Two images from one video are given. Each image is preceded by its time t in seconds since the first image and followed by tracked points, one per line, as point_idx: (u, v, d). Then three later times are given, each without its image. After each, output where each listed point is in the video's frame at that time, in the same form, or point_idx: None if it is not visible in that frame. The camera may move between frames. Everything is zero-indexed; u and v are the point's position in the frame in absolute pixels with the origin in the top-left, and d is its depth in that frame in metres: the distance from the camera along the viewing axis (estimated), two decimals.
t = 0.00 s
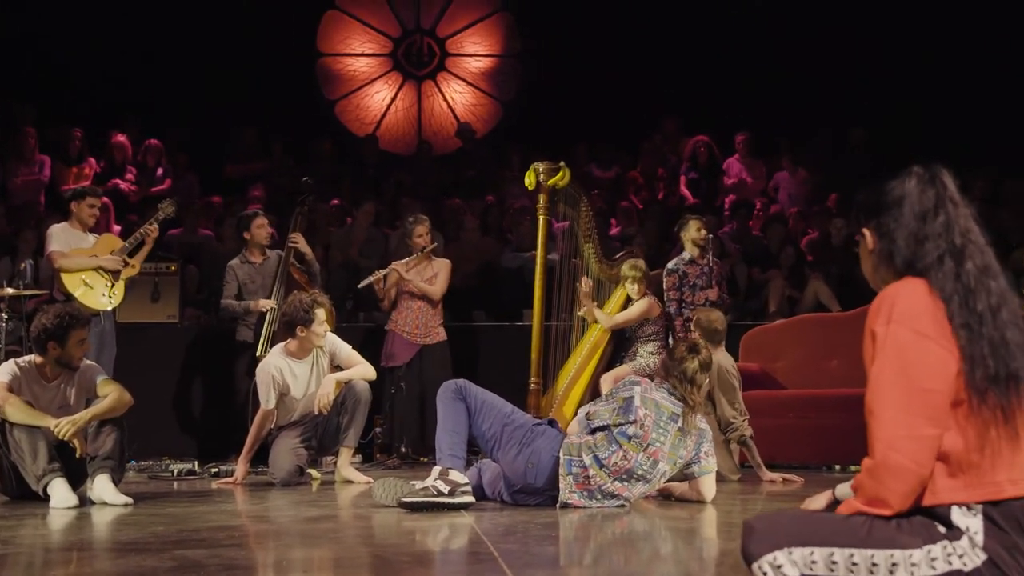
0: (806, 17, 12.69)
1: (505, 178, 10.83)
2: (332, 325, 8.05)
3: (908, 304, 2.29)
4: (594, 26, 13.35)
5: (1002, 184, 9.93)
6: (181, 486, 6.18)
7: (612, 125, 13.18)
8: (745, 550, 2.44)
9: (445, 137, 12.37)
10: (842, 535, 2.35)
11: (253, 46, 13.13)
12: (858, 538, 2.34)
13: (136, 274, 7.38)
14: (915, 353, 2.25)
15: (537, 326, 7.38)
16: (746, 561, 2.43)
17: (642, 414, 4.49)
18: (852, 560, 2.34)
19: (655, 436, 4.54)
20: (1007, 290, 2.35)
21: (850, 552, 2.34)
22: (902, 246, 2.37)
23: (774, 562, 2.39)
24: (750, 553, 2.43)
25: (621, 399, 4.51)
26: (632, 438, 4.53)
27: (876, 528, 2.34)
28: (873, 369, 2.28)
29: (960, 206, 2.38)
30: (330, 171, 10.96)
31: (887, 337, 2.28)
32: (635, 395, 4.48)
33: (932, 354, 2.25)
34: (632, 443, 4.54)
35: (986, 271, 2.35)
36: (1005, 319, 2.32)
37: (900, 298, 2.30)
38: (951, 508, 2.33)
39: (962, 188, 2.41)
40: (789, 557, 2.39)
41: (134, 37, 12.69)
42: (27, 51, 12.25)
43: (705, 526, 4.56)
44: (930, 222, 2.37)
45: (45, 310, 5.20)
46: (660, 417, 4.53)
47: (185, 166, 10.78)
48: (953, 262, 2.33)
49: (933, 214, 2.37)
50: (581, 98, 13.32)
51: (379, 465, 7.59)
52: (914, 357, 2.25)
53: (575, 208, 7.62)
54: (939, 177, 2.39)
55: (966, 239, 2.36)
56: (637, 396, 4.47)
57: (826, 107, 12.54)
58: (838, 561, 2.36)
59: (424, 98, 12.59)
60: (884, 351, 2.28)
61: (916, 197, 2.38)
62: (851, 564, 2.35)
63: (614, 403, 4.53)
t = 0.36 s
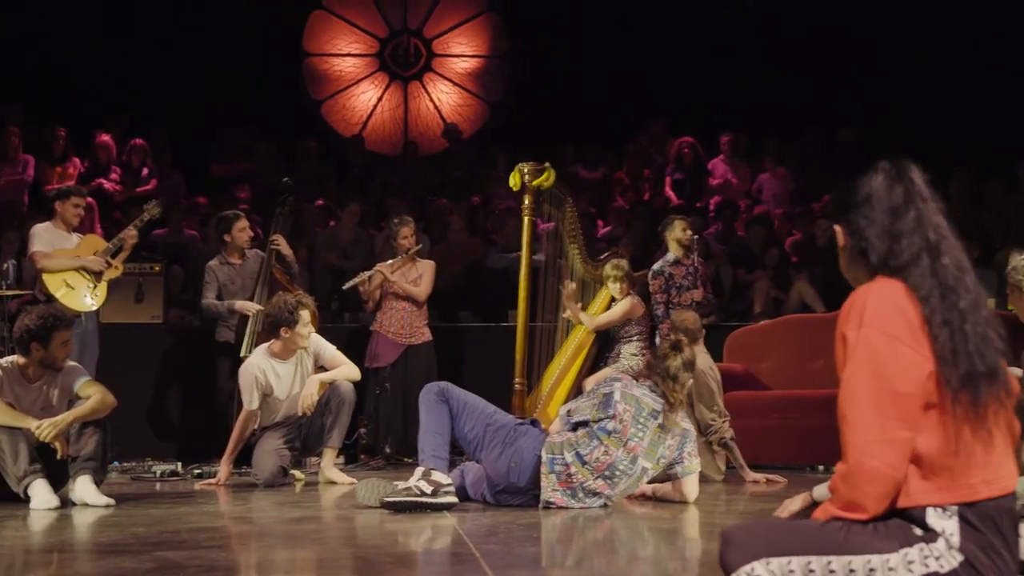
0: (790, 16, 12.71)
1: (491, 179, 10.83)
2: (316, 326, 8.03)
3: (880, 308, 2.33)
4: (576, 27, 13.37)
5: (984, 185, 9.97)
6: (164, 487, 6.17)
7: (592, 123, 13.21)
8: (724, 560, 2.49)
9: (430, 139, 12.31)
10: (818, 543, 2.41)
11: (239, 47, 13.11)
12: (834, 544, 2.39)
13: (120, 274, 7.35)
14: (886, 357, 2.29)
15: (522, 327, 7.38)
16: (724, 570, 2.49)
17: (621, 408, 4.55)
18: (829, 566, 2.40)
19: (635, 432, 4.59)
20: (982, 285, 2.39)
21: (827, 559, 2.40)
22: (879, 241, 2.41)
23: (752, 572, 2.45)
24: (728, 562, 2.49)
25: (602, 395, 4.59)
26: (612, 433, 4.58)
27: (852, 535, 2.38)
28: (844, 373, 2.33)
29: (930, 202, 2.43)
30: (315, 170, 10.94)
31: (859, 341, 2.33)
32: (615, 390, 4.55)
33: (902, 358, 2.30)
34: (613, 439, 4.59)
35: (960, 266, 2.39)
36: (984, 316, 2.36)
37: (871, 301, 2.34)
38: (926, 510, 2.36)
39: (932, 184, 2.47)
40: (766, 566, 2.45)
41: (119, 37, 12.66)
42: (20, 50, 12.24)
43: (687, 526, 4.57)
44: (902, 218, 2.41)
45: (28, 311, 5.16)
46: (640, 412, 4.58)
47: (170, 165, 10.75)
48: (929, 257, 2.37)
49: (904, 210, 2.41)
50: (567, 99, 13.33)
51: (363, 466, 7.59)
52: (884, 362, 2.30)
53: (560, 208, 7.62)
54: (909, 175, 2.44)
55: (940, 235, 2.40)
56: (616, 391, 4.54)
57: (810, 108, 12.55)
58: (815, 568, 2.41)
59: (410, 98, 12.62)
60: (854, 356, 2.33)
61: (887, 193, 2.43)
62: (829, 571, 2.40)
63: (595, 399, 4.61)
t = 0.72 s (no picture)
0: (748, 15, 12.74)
1: (449, 178, 10.80)
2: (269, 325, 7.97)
3: (806, 315, 2.41)
4: (536, 24, 13.37)
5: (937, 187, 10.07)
6: (113, 487, 6.10)
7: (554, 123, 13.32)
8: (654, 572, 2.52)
9: (390, 136, 12.34)
10: (747, 552, 2.44)
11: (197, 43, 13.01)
12: (764, 552, 2.43)
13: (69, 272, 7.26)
14: (814, 364, 2.36)
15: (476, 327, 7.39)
16: None
17: (570, 411, 4.57)
18: None
19: (584, 434, 4.60)
20: (887, 282, 2.48)
21: (755, 568, 2.44)
22: (789, 244, 2.50)
23: None
24: None
25: (551, 397, 4.61)
26: (561, 436, 4.59)
27: (781, 541, 2.43)
28: (774, 379, 2.39)
29: (834, 202, 2.51)
30: (272, 167, 10.85)
31: (788, 348, 2.39)
32: (564, 392, 4.57)
33: (829, 363, 2.36)
34: (561, 441, 4.60)
35: (863, 266, 2.47)
36: (892, 314, 2.45)
37: (798, 308, 2.41)
38: (856, 511, 2.43)
39: (842, 183, 2.55)
40: None
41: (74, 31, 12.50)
42: None
43: (637, 524, 4.58)
44: (806, 221, 2.50)
45: None
46: (589, 414, 4.59)
47: (125, 162, 10.62)
48: (829, 262, 2.46)
49: (806, 214, 2.50)
50: (527, 97, 13.32)
51: (317, 465, 7.54)
52: (813, 368, 2.36)
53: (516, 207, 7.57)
54: (818, 177, 2.52)
55: (841, 236, 2.49)
56: (566, 394, 4.55)
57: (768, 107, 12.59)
58: None
59: (369, 96, 12.60)
60: (784, 363, 2.39)
61: (795, 194, 2.52)
62: None
63: (544, 401, 4.63)
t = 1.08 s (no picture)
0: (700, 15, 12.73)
1: (401, 177, 10.77)
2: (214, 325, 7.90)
3: (731, 313, 2.38)
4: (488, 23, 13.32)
5: (883, 189, 10.19)
6: (51, 489, 6.02)
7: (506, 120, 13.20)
8: (580, 567, 2.53)
9: (342, 135, 12.33)
10: (671, 548, 2.45)
11: (146, 40, 12.85)
12: (687, 549, 2.43)
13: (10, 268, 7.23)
14: (740, 360, 2.34)
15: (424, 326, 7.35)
16: None
17: (512, 412, 4.57)
18: (682, 571, 2.44)
19: (525, 435, 4.61)
20: (811, 287, 2.45)
21: (679, 564, 2.44)
22: (718, 249, 2.50)
23: None
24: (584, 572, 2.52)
25: (492, 398, 4.60)
26: (502, 437, 4.59)
27: (706, 536, 2.43)
28: (699, 375, 2.36)
29: (763, 207, 2.50)
30: (222, 166, 10.76)
31: (713, 344, 2.36)
32: (505, 393, 4.58)
33: (754, 360, 2.34)
34: (502, 442, 4.60)
35: (785, 270, 2.45)
36: (812, 316, 2.42)
37: (725, 305, 2.39)
38: (780, 508, 2.41)
39: (775, 190, 2.53)
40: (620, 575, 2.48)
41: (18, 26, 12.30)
42: None
43: (578, 524, 4.60)
44: (735, 226, 2.49)
45: None
46: (530, 415, 4.60)
47: (72, 159, 10.48)
48: (754, 268, 2.45)
49: (736, 219, 2.50)
50: (480, 98, 13.31)
51: (261, 466, 7.47)
52: (738, 363, 2.34)
53: (465, 207, 7.63)
54: (750, 183, 2.52)
55: (767, 242, 2.47)
56: (507, 395, 4.56)
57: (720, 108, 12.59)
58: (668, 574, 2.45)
59: (321, 95, 12.54)
60: (710, 358, 2.36)
61: (726, 199, 2.51)
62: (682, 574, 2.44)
63: (484, 402, 4.61)
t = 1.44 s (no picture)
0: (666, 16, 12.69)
1: (363, 177, 10.73)
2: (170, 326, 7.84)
3: (674, 302, 2.33)
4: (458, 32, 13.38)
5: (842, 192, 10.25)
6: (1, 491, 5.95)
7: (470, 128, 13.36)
8: (516, 544, 2.50)
9: (304, 135, 12.34)
10: (609, 532, 2.41)
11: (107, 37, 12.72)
12: (623, 535, 2.40)
13: None
14: (680, 349, 2.28)
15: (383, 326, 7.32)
16: (515, 556, 2.49)
17: (462, 413, 4.56)
18: (617, 557, 2.40)
19: (476, 435, 4.60)
20: (766, 281, 2.40)
21: (615, 550, 2.40)
22: (678, 238, 2.44)
23: (539, 558, 2.45)
24: (519, 548, 2.49)
25: (443, 399, 4.59)
26: (452, 438, 4.58)
27: (642, 528, 2.40)
28: (638, 362, 2.30)
29: (728, 203, 2.45)
30: (182, 166, 10.68)
31: (654, 332, 2.31)
32: (456, 394, 4.56)
33: (694, 350, 2.29)
34: (453, 443, 4.59)
35: (744, 263, 2.40)
36: (762, 307, 2.37)
37: (669, 295, 2.34)
38: (714, 507, 2.38)
39: (738, 188, 2.49)
40: (554, 553, 2.45)
41: None
42: None
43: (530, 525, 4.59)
44: (698, 217, 2.43)
45: None
46: (481, 416, 4.60)
47: (29, 158, 10.37)
48: (714, 255, 2.39)
49: (700, 210, 2.44)
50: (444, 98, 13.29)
51: (217, 468, 7.39)
52: (677, 353, 2.28)
53: (427, 208, 7.59)
54: (714, 178, 2.47)
55: (729, 233, 2.42)
56: (457, 396, 4.55)
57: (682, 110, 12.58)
58: (603, 557, 2.42)
59: (283, 94, 12.57)
60: (649, 345, 2.31)
61: (689, 191, 2.45)
62: (617, 561, 2.41)
63: (435, 403, 4.60)
